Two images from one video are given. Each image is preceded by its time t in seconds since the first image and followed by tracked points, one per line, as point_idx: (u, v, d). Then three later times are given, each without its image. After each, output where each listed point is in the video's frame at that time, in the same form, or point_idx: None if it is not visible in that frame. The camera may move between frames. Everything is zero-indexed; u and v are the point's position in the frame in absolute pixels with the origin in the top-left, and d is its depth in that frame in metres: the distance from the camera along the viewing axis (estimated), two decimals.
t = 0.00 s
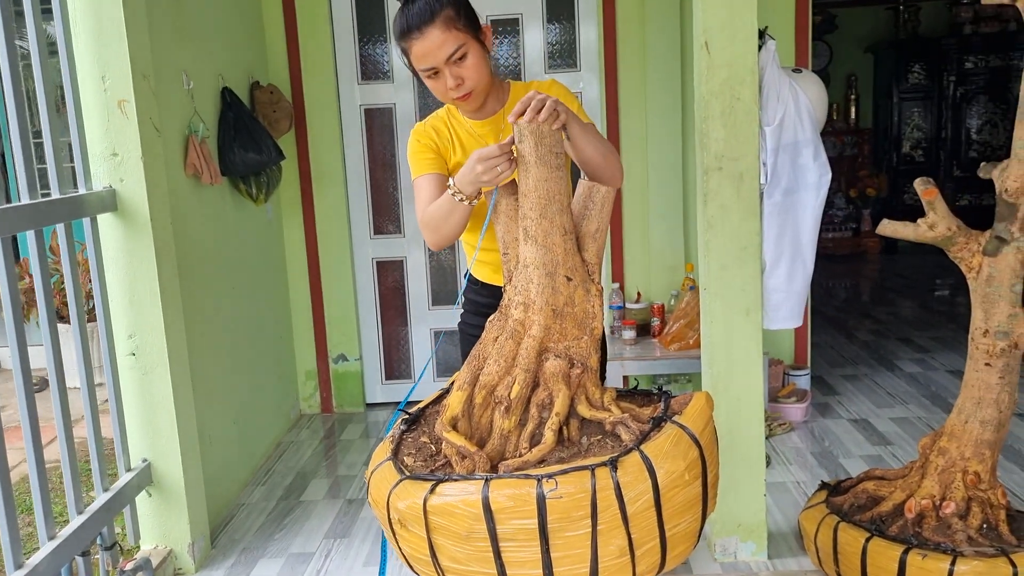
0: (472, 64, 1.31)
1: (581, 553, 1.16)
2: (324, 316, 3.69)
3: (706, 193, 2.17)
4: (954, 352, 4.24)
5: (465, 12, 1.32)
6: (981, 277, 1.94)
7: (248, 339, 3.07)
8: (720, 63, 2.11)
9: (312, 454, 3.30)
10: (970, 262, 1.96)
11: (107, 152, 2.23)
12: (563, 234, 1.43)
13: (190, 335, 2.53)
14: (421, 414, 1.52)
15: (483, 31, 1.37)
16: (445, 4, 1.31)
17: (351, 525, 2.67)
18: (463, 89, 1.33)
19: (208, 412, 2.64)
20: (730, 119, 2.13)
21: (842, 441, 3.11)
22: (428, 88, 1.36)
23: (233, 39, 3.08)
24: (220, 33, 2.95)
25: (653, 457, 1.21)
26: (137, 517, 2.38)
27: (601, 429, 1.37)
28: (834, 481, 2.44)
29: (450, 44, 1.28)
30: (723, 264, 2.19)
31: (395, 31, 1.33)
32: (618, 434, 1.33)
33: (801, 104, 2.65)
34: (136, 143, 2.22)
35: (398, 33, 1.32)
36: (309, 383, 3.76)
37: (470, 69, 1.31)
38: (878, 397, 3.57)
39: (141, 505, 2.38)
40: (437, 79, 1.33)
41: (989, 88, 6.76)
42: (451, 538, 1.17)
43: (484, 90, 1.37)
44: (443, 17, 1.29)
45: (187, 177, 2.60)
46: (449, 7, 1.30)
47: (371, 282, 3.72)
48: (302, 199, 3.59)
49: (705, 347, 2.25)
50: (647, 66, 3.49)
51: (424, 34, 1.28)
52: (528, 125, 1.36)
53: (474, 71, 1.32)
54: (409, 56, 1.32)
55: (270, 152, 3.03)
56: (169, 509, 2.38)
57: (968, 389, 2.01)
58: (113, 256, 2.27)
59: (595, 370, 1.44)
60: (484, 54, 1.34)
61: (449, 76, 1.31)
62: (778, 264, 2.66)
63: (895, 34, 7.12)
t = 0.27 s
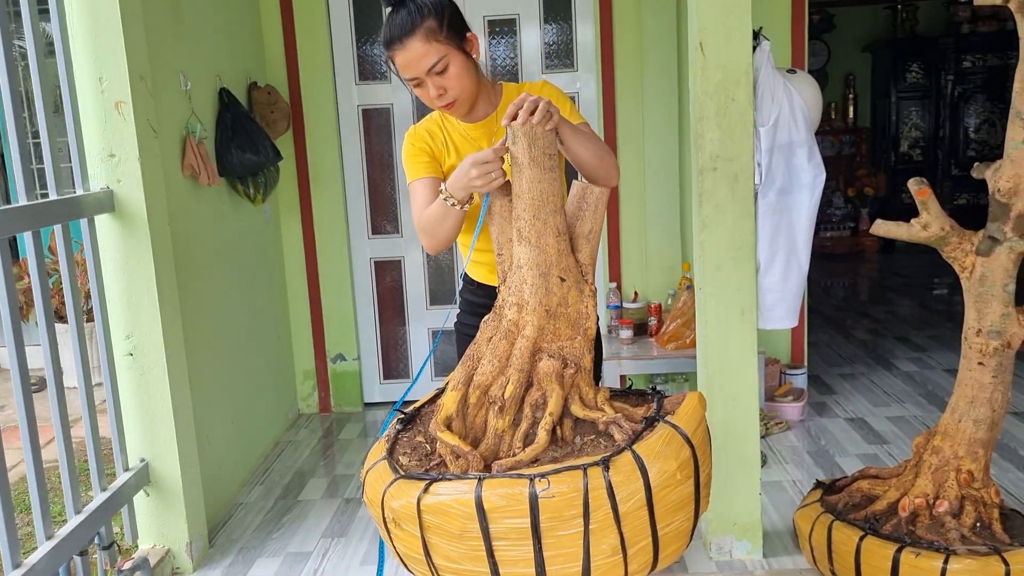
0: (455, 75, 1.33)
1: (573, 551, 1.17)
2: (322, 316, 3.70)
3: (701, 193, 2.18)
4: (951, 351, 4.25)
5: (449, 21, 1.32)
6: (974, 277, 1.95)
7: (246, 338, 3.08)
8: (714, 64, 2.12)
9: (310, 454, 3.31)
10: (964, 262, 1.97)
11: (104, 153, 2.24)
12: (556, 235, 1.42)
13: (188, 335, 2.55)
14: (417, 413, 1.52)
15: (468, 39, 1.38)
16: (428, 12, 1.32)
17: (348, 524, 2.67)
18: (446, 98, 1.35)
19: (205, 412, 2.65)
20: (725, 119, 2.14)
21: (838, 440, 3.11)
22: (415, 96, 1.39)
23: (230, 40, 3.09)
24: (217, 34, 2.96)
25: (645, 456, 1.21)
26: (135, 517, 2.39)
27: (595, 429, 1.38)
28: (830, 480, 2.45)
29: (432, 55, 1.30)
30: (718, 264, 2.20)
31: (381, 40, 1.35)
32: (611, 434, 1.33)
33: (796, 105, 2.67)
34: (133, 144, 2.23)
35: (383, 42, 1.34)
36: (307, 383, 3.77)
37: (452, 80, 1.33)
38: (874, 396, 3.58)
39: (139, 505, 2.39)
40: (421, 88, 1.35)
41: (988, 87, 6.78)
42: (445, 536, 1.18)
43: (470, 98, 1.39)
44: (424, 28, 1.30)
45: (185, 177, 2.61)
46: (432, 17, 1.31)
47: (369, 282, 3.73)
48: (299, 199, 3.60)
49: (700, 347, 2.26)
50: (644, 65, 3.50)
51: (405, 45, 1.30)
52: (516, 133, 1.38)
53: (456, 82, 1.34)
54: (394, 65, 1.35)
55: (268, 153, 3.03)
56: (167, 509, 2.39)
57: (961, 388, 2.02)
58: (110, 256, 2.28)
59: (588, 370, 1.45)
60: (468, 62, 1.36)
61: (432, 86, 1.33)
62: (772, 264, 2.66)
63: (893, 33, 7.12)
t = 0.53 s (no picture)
0: (433, 97, 1.38)
1: (565, 549, 1.17)
2: (318, 315, 3.71)
3: (694, 193, 2.19)
4: (945, 349, 4.26)
5: (427, 42, 1.36)
6: (965, 276, 1.96)
7: (241, 338, 3.09)
8: (707, 64, 2.13)
9: (306, 453, 3.32)
10: (955, 261, 1.98)
11: (99, 153, 2.25)
12: (548, 235, 1.42)
13: (184, 335, 2.55)
14: (410, 412, 1.53)
15: (449, 58, 1.43)
16: (408, 34, 1.36)
17: (344, 523, 2.68)
18: (426, 119, 1.41)
19: (201, 412, 2.66)
20: (718, 120, 2.15)
21: (832, 438, 3.12)
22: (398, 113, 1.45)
23: (226, 40, 3.10)
24: (213, 34, 2.97)
25: (636, 455, 1.21)
26: (130, 516, 2.39)
27: (587, 428, 1.37)
28: (823, 478, 2.46)
29: (410, 78, 1.36)
30: (712, 264, 2.21)
31: (363, 58, 1.40)
32: (603, 433, 1.33)
33: (789, 105, 2.69)
34: (127, 145, 2.24)
35: (364, 61, 1.40)
36: (303, 382, 3.78)
37: (431, 102, 1.39)
38: (869, 394, 3.59)
39: (135, 504, 2.40)
40: (402, 107, 1.41)
41: (983, 86, 6.81)
42: (437, 535, 1.18)
43: (450, 118, 1.44)
44: (402, 51, 1.35)
45: (180, 177, 2.62)
46: (410, 39, 1.35)
47: (365, 281, 3.74)
48: (295, 199, 3.60)
49: (694, 347, 2.27)
50: (638, 65, 3.51)
51: (384, 67, 1.36)
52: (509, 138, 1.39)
53: (436, 103, 1.39)
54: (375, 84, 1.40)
55: (263, 153, 3.05)
56: (163, 508, 2.40)
57: (953, 386, 2.03)
58: (105, 256, 2.28)
59: (581, 369, 1.44)
60: (447, 83, 1.41)
61: (411, 108, 1.39)
62: (766, 264, 2.64)
63: (888, 32, 7.13)
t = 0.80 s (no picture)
0: (409, 123, 1.38)
1: (558, 548, 1.17)
2: (314, 314, 3.70)
3: (689, 191, 2.19)
4: (941, 347, 4.26)
5: (402, 67, 1.36)
6: (960, 274, 1.96)
7: (236, 337, 3.08)
8: (702, 62, 2.13)
9: (302, 451, 3.31)
10: (949, 259, 1.98)
11: (93, 151, 2.24)
12: (542, 232, 1.42)
13: (178, 333, 2.55)
14: (404, 410, 1.52)
15: (426, 82, 1.42)
16: (382, 59, 1.35)
17: (339, 521, 2.68)
18: (404, 144, 1.40)
19: (196, 411, 2.65)
20: (713, 118, 2.15)
21: (828, 436, 3.13)
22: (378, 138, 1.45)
23: (221, 38, 3.09)
24: (207, 32, 2.96)
25: (630, 453, 1.21)
26: (125, 515, 2.39)
27: (582, 426, 1.37)
28: (818, 476, 2.46)
29: (385, 104, 1.35)
30: (707, 262, 2.21)
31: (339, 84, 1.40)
32: (597, 431, 1.33)
33: (784, 102, 2.67)
34: (121, 143, 2.23)
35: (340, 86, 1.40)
36: (299, 380, 3.77)
37: (408, 126, 1.38)
38: (864, 392, 3.60)
39: (129, 503, 2.39)
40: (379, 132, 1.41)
41: (980, 84, 6.82)
42: (430, 533, 1.18)
43: (429, 142, 1.43)
44: (376, 77, 1.35)
45: (174, 176, 2.62)
46: (384, 65, 1.35)
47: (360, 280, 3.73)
48: (291, 197, 3.60)
49: (690, 345, 2.27)
50: (634, 63, 3.50)
51: (359, 93, 1.36)
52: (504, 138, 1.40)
53: (412, 128, 1.39)
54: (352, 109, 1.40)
55: (259, 150, 3.04)
56: (158, 507, 2.39)
57: (947, 384, 2.03)
58: (99, 254, 2.28)
59: (575, 367, 1.43)
60: (424, 108, 1.40)
61: (387, 133, 1.39)
62: (761, 262, 2.68)
63: (885, 30, 7.14)
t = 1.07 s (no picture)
0: (390, 142, 1.37)
1: (555, 547, 1.16)
2: (311, 312, 3.70)
3: (686, 189, 2.19)
4: (938, 346, 4.27)
5: (381, 87, 1.34)
6: (957, 272, 1.96)
7: (233, 336, 3.07)
8: (699, 60, 2.12)
9: (298, 450, 3.31)
10: (946, 257, 1.97)
11: (88, 149, 2.23)
12: (539, 230, 1.41)
13: (174, 332, 2.54)
14: (400, 409, 1.51)
15: (408, 101, 1.39)
16: (361, 79, 1.34)
17: (336, 520, 2.68)
18: (386, 163, 1.40)
19: (191, 410, 2.65)
20: (710, 116, 2.15)
21: (825, 435, 3.13)
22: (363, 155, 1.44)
23: (217, 36, 3.08)
24: (203, 30, 2.95)
25: (626, 452, 1.21)
26: (121, 515, 2.38)
27: (578, 424, 1.36)
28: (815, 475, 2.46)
29: (365, 125, 1.34)
30: (704, 260, 2.21)
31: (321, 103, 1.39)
32: (593, 429, 1.32)
33: (781, 102, 2.68)
34: (116, 140, 2.22)
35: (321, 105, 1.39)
36: (296, 379, 3.77)
37: (389, 146, 1.37)
38: (861, 391, 3.60)
39: (125, 502, 2.38)
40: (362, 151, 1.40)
41: (977, 83, 6.83)
42: (426, 532, 1.17)
43: (412, 160, 1.42)
44: (355, 98, 1.33)
45: (170, 174, 2.61)
46: (363, 86, 1.33)
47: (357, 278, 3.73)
48: (287, 196, 3.60)
49: (686, 343, 2.27)
50: (631, 62, 3.50)
51: (339, 113, 1.35)
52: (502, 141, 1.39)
53: (394, 148, 1.37)
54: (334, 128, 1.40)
55: (255, 149, 3.01)
56: (153, 506, 2.39)
57: (944, 383, 2.02)
58: (94, 253, 2.27)
59: (571, 365, 1.43)
60: (406, 127, 1.38)
61: (369, 152, 1.38)
62: (757, 260, 2.67)
63: (882, 29, 7.15)
